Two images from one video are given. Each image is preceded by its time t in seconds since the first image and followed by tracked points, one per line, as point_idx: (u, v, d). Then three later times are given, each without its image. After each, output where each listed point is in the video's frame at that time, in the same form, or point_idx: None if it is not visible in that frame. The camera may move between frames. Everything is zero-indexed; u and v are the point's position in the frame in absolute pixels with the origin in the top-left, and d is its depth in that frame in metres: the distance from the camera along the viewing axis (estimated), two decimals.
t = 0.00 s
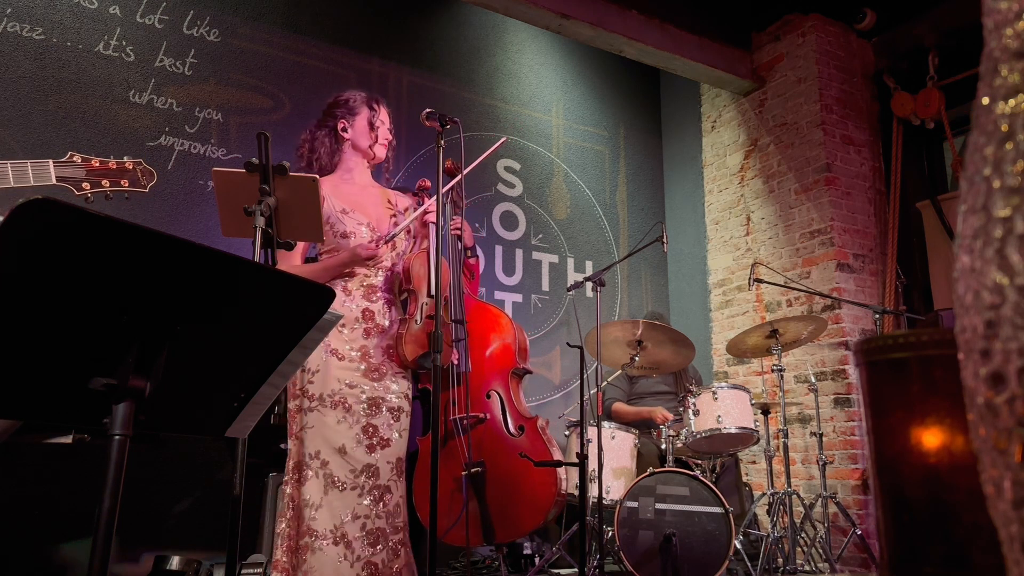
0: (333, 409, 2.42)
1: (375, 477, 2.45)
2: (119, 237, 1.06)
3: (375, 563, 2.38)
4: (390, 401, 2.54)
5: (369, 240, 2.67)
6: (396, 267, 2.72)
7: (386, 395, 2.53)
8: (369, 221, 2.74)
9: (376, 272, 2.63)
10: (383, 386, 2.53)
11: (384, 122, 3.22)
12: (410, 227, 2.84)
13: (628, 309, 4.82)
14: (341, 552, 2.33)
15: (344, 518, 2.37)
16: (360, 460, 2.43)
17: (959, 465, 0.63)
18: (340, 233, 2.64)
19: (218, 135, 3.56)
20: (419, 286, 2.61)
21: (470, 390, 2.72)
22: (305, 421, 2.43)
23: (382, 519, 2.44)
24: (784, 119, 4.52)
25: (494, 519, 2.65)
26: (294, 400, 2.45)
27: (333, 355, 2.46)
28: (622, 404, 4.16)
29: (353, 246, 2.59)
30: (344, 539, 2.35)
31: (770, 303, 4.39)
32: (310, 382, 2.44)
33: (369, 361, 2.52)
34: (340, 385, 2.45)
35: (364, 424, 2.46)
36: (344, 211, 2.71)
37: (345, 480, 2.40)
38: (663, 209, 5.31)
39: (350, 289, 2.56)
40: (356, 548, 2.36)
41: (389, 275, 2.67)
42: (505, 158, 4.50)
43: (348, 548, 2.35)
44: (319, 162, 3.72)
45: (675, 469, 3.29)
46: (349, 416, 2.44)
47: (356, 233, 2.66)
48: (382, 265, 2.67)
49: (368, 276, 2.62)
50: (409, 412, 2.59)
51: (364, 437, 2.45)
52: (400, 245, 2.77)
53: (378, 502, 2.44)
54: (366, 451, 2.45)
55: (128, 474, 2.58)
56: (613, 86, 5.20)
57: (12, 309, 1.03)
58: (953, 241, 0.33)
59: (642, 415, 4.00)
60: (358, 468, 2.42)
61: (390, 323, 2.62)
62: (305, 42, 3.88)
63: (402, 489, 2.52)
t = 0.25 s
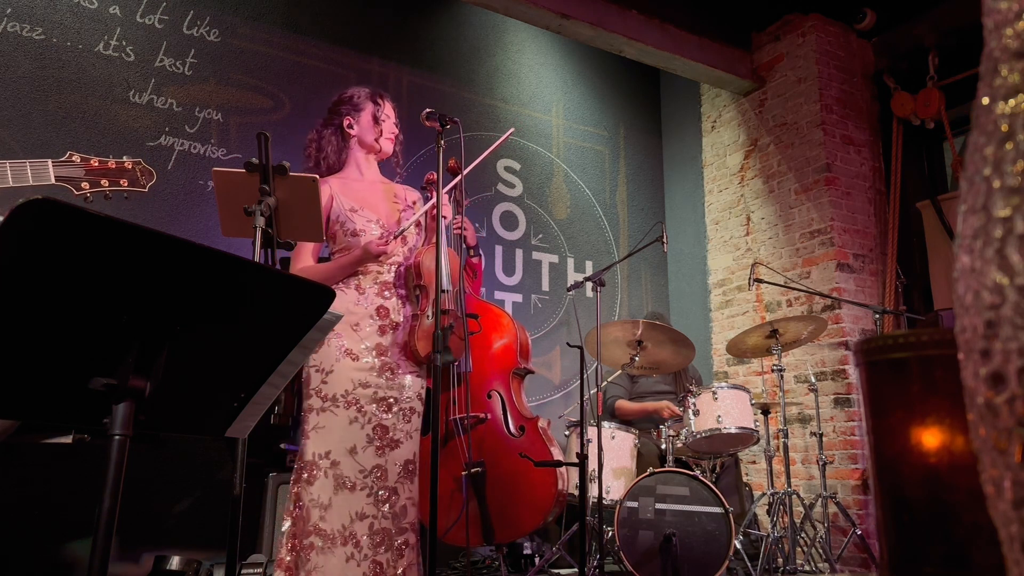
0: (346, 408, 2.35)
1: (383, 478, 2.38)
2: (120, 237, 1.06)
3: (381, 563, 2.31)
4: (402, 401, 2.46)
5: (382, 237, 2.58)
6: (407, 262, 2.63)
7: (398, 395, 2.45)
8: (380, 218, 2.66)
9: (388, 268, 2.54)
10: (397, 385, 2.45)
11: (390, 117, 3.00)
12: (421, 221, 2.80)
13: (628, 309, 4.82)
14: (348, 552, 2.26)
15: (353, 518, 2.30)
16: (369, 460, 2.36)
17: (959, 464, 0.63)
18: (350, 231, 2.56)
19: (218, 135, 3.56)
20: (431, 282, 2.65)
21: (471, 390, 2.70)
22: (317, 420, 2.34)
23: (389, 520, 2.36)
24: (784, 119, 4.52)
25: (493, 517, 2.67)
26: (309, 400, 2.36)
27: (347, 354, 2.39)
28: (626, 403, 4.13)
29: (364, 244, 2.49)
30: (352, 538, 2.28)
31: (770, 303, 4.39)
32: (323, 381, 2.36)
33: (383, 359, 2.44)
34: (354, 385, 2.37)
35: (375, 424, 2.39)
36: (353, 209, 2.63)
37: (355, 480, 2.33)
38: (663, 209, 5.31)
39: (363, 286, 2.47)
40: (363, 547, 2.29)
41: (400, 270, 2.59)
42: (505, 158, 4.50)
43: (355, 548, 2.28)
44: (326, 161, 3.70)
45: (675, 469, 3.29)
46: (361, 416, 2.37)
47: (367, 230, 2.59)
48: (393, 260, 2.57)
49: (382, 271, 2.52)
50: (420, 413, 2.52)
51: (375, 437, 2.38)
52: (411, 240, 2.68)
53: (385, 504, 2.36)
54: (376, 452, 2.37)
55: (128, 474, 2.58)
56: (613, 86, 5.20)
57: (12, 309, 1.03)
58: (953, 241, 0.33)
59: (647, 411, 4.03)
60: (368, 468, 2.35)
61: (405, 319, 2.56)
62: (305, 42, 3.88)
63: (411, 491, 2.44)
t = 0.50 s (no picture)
0: (360, 408, 2.36)
1: (394, 479, 2.37)
2: (120, 238, 1.06)
3: (390, 565, 2.30)
4: (414, 401, 2.45)
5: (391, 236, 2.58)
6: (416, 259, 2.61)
7: (410, 395, 2.44)
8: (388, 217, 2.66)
9: (398, 268, 2.53)
10: (408, 386, 2.45)
11: (395, 116, 3.05)
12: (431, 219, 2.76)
13: (628, 309, 4.82)
14: (360, 553, 2.27)
15: (365, 519, 2.30)
16: (381, 461, 2.36)
17: (959, 465, 0.63)
18: (359, 232, 2.57)
19: (218, 135, 3.56)
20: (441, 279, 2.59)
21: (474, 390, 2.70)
22: (333, 421, 2.36)
23: (399, 522, 2.35)
24: (784, 120, 4.52)
25: (493, 517, 2.67)
26: (326, 401, 2.39)
27: (360, 356, 2.39)
28: (628, 403, 4.14)
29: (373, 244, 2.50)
30: (364, 539, 2.29)
31: (770, 303, 4.39)
32: (337, 382, 2.38)
33: (396, 359, 2.43)
34: (368, 385, 2.38)
35: (388, 424, 2.38)
36: (361, 209, 2.64)
37: (368, 481, 2.33)
38: (663, 209, 5.31)
39: (374, 286, 2.47)
40: (372, 548, 2.29)
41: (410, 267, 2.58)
42: (505, 158, 4.50)
43: (366, 549, 2.28)
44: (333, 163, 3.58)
45: (675, 469, 3.29)
46: (374, 417, 2.37)
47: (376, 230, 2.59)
48: (403, 259, 2.56)
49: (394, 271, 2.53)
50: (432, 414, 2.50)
51: (386, 438, 2.37)
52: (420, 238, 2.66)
53: (395, 505, 2.35)
54: (388, 453, 2.37)
55: (128, 474, 2.58)
56: (613, 85, 5.21)
57: (12, 309, 1.03)
58: (953, 241, 0.33)
59: (648, 414, 4.01)
60: (379, 469, 2.35)
61: (416, 318, 2.55)
62: (305, 42, 3.88)
63: (421, 493, 2.42)
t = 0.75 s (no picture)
0: (371, 411, 2.36)
1: (404, 482, 2.38)
2: (120, 238, 1.06)
3: (398, 569, 2.33)
4: (421, 405, 2.45)
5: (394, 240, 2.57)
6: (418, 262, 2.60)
7: (417, 398, 2.44)
8: (390, 221, 2.66)
9: (401, 272, 2.54)
10: (415, 388, 2.44)
11: (397, 117, 3.03)
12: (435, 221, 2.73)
13: (628, 309, 4.82)
14: (374, 557, 2.28)
15: (379, 523, 2.31)
16: (393, 464, 2.35)
17: (959, 465, 0.66)
18: (360, 236, 2.58)
19: (218, 135, 3.56)
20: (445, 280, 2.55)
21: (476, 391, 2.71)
22: (347, 424, 2.37)
23: (407, 525, 2.37)
24: (784, 120, 4.52)
25: (494, 517, 2.67)
26: (338, 405, 2.40)
27: (369, 359, 2.39)
28: (623, 404, 4.17)
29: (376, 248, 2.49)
30: (377, 543, 2.29)
31: (770, 303, 4.39)
32: (348, 385, 2.39)
33: (403, 362, 2.44)
34: (379, 387, 2.38)
35: (397, 427, 2.38)
36: (363, 213, 2.65)
37: (383, 483, 2.33)
38: (663, 209, 5.31)
39: (379, 293, 2.48)
40: (384, 551, 2.30)
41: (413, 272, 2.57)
42: (505, 158, 4.50)
43: (379, 553, 2.29)
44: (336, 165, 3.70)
45: (675, 469, 3.29)
46: (386, 418, 2.37)
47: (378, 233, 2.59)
48: (405, 262, 2.56)
49: (399, 276, 2.53)
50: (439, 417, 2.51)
51: (397, 441, 2.37)
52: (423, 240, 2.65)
53: (405, 508, 2.37)
54: (399, 455, 2.37)
55: (128, 474, 2.58)
56: (613, 86, 5.21)
57: (12, 310, 1.03)
58: (953, 241, 0.33)
59: (642, 415, 4.01)
60: (392, 472, 2.35)
61: (421, 320, 2.54)
62: (305, 42, 3.88)
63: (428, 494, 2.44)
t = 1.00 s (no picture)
0: (378, 407, 2.36)
1: (410, 479, 2.37)
2: (120, 238, 1.06)
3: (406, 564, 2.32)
4: (422, 405, 2.46)
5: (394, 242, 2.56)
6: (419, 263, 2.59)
7: (419, 397, 2.45)
8: (392, 222, 2.66)
9: (402, 274, 2.53)
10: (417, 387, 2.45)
11: (397, 114, 3.03)
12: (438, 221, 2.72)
13: (628, 309, 4.82)
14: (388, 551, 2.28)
15: (390, 517, 2.31)
16: (401, 459, 2.35)
17: (958, 464, 0.67)
18: (361, 238, 2.58)
19: (218, 135, 3.56)
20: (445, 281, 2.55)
21: (477, 390, 2.71)
22: (355, 421, 2.37)
23: (413, 522, 2.36)
24: (784, 120, 4.52)
25: (495, 518, 2.66)
26: (344, 402, 2.40)
27: (371, 356, 2.40)
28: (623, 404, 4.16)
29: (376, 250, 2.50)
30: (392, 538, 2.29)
31: (771, 303, 4.39)
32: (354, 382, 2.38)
33: (403, 362, 2.44)
34: (384, 383, 2.38)
35: (402, 423, 2.39)
36: (365, 214, 2.66)
37: (394, 477, 2.33)
38: (663, 209, 5.31)
39: (380, 294, 2.48)
40: (395, 547, 2.29)
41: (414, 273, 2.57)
42: (505, 158, 4.50)
43: (392, 548, 2.29)
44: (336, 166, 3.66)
45: (675, 469, 3.29)
46: (392, 413, 2.37)
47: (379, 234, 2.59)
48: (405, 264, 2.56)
49: (399, 278, 2.53)
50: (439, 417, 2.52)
51: (403, 437, 2.38)
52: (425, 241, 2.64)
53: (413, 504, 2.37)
54: (406, 451, 2.37)
55: (128, 474, 2.58)
56: (612, 86, 5.20)
57: (12, 310, 1.03)
58: (953, 241, 0.33)
59: (643, 414, 4.01)
60: (402, 466, 2.35)
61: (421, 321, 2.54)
62: (305, 42, 3.88)
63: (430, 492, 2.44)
